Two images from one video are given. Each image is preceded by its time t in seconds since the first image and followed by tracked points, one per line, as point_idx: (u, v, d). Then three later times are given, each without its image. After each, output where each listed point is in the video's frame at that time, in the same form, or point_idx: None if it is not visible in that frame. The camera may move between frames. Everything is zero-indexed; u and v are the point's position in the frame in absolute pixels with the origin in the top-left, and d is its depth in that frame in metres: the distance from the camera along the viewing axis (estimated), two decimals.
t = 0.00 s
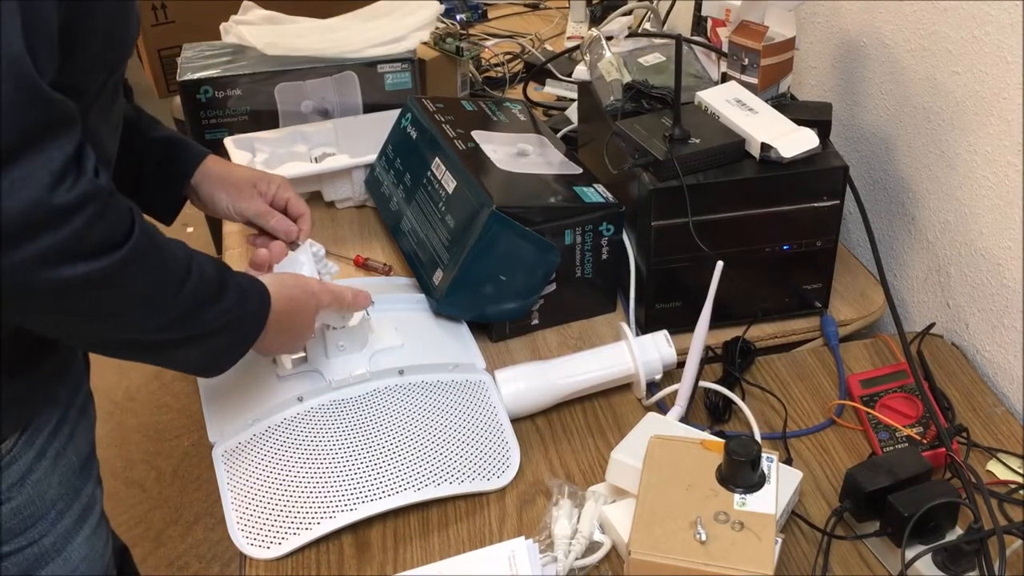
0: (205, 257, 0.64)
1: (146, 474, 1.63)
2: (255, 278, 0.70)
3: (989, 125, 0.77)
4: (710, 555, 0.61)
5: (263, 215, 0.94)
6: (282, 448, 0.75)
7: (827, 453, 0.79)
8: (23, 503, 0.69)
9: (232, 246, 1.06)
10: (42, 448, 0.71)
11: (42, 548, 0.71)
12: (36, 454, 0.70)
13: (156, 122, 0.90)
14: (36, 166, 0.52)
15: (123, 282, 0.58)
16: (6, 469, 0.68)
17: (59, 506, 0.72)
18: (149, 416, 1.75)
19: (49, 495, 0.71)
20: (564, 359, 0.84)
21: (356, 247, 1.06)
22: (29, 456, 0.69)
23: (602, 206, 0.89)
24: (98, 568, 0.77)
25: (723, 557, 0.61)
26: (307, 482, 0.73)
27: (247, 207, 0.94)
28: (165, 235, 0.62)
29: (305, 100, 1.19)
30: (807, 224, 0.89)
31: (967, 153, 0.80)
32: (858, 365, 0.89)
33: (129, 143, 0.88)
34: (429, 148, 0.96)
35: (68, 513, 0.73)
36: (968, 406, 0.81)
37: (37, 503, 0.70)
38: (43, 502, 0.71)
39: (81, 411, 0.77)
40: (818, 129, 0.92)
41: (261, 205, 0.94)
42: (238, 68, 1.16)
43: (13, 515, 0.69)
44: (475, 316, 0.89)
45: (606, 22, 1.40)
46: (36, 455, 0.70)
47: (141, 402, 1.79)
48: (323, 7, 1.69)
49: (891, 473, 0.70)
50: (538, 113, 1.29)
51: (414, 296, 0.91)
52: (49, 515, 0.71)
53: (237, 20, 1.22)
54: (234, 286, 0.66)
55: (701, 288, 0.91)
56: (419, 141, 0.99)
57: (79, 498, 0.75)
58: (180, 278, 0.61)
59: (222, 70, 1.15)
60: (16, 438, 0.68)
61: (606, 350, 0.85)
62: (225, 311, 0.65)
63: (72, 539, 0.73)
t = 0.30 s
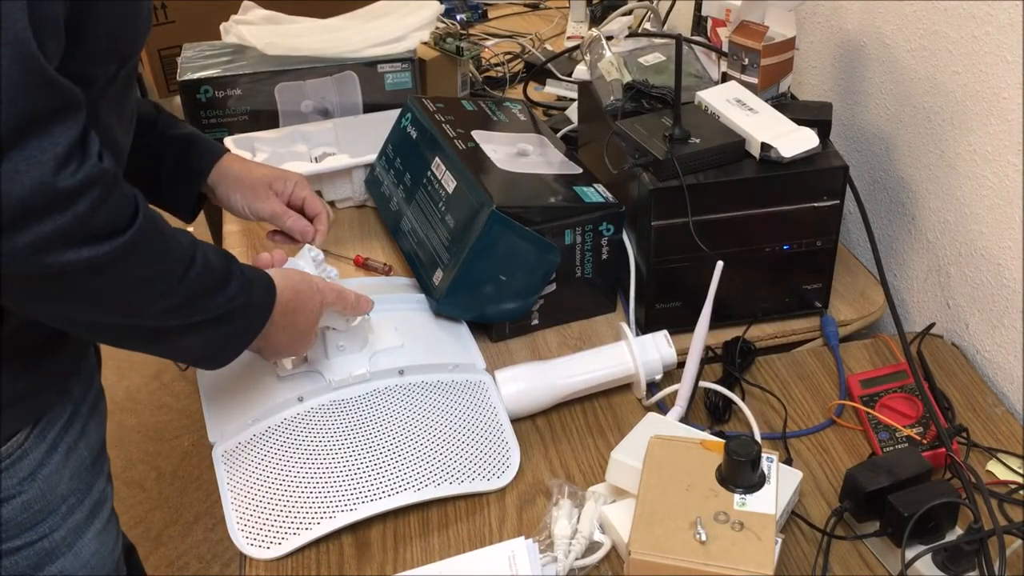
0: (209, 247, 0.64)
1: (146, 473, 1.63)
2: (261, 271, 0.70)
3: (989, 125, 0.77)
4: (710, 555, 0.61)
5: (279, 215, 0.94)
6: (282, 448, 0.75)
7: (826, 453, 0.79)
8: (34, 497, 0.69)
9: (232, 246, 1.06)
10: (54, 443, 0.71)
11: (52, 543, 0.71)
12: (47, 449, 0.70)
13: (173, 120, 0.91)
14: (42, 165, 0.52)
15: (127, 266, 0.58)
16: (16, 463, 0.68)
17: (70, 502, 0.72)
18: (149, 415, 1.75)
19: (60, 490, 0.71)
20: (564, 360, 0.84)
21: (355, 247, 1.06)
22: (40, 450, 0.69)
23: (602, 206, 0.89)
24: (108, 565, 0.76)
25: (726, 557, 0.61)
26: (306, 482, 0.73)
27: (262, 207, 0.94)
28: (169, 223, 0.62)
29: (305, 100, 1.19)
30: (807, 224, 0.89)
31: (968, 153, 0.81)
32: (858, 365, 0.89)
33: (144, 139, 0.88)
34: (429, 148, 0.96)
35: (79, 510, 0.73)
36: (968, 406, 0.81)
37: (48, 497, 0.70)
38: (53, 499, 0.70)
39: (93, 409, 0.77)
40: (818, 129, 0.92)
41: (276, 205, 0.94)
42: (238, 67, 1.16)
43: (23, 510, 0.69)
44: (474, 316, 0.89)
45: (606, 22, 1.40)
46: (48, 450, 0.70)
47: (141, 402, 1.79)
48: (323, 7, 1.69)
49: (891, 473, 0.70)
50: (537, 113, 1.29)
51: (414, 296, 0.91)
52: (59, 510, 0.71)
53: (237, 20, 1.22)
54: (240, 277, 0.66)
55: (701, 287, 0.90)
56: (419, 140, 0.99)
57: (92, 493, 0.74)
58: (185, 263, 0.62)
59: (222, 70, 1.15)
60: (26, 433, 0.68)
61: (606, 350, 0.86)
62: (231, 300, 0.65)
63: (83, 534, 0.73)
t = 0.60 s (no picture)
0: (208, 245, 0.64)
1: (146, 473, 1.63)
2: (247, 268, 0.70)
3: (990, 125, 0.77)
4: (711, 555, 0.62)
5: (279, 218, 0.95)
6: (283, 449, 0.74)
7: (826, 453, 0.79)
8: (40, 495, 0.69)
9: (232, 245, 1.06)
10: (62, 441, 0.70)
11: (58, 541, 0.71)
12: (54, 448, 0.70)
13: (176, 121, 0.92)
14: (43, 169, 0.51)
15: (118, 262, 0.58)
16: (22, 462, 0.68)
17: (77, 500, 0.72)
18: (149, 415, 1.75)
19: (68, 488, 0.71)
20: (564, 360, 0.84)
21: (355, 247, 1.06)
22: (46, 449, 0.69)
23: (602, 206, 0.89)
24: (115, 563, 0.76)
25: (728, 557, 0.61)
26: (306, 482, 0.73)
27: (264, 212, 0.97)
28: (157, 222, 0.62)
29: (304, 100, 1.19)
30: (807, 224, 0.89)
31: (968, 153, 0.81)
32: (858, 365, 0.89)
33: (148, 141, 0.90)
34: (430, 148, 0.96)
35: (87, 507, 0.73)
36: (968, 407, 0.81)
37: (54, 495, 0.70)
38: (59, 497, 0.71)
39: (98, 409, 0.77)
40: (818, 129, 0.92)
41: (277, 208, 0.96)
42: (238, 68, 1.17)
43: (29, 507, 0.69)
44: (474, 316, 0.88)
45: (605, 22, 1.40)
46: (55, 448, 0.70)
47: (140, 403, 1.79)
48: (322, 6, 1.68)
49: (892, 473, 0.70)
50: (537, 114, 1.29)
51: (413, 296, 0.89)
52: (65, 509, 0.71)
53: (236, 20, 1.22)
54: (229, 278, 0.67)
55: (701, 287, 0.90)
56: (419, 141, 0.99)
57: (100, 492, 0.74)
58: (173, 257, 0.62)
59: (221, 71, 1.17)
60: (33, 431, 0.68)
61: (606, 351, 0.85)
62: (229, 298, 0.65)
63: (88, 534, 0.73)
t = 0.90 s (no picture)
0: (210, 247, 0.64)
1: (146, 473, 1.63)
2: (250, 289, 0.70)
3: (989, 125, 0.77)
4: (710, 555, 0.61)
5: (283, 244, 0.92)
6: (283, 450, 0.75)
7: (826, 452, 0.79)
8: (36, 504, 0.69)
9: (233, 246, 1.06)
10: (57, 449, 0.71)
11: (53, 549, 0.71)
12: (50, 454, 0.70)
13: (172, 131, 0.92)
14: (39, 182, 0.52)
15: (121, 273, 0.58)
16: (17, 470, 0.68)
17: (72, 506, 0.72)
18: (149, 416, 1.75)
19: (63, 495, 0.71)
20: (564, 360, 0.84)
21: (356, 247, 1.06)
22: (43, 456, 0.69)
23: (602, 206, 0.89)
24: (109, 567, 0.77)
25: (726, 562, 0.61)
26: (305, 484, 0.73)
27: (265, 233, 0.92)
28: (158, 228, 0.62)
29: (304, 100, 1.19)
30: (807, 224, 0.89)
31: (968, 153, 0.80)
32: (858, 365, 0.89)
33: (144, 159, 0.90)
34: (430, 148, 0.96)
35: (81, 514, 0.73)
36: (968, 406, 0.81)
37: (50, 503, 0.70)
38: (55, 504, 0.71)
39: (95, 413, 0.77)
40: (818, 129, 0.92)
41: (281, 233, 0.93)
42: (239, 68, 1.16)
43: (25, 515, 0.69)
44: (474, 316, 0.89)
45: (606, 22, 1.40)
46: (51, 456, 0.70)
47: (141, 402, 1.79)
48: (323, 7, 1.69)
49: (891, 473, 0.70)
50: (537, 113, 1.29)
51: (414, 296, 0.91)
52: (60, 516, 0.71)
53: (237, 20, 1.22)
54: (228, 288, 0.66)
55: (701, 287, 0.90)
56: (419, 140, 0.99)
57: (95, 498, 0.75)
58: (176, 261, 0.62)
59: (222, 70, 1.16)
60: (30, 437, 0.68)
61: (607, 350, 0.85)
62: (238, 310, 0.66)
63: (85, 541, 0.73)
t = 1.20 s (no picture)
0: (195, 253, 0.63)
1: (146, 474, 1.63)
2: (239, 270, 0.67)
3: (989, 125, 0.77)
4: (710, 555, 0.61)
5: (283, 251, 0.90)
6: (280, 451, 0.75)
7: (826, 453, 0.79)
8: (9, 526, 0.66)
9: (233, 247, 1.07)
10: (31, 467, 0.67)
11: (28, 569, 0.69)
12: (25, 473, 0.66)
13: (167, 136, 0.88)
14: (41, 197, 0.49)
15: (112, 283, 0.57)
16: None
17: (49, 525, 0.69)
18: (149, 416, 1.75)
19: (39, 515, 0.68)
20: (564, 360, 0.84)
21: (356, 247, 1.06)
22: (16, 475, 0.65)
23: (602, 206, 0.89)
24: None
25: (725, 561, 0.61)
26: (305, 485, 0.73)
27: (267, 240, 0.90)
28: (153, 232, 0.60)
29: (305, 100, 1.19)
30: (806, 224, 0.89)
31: (968, 153, 0.80)
32: (858, 365, 0.89)
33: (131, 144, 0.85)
34: (429, 148, 0.96)
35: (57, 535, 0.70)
36: (967, 406, 0.81)
37: (27, 521, 0.67)
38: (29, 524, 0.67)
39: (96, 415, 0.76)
40: (818, 129, 0.92)
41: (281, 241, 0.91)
42: (238, 68, 1.16)
43: None
44: (474, 316, 0.89)
45: (606, 22, 1.40)
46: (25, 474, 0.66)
47: (141, 402, 1.79)
48: (323, 7, 1.69)
49: (891, 473, 0.70)
50: (537, 113, 1.29)
51: (413, 296, 0.91)
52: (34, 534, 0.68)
53: (237, 20, 1.22)
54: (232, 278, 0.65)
55: (701, 288, 0.90)
56: (419, 140, 0.99)
57: (74, 515, 0.72)
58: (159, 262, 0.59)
59: (222, 70, 1.16)
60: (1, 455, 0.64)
61: (606, 349, 0.85)
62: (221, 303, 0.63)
63: (62, 560, 0.71)
